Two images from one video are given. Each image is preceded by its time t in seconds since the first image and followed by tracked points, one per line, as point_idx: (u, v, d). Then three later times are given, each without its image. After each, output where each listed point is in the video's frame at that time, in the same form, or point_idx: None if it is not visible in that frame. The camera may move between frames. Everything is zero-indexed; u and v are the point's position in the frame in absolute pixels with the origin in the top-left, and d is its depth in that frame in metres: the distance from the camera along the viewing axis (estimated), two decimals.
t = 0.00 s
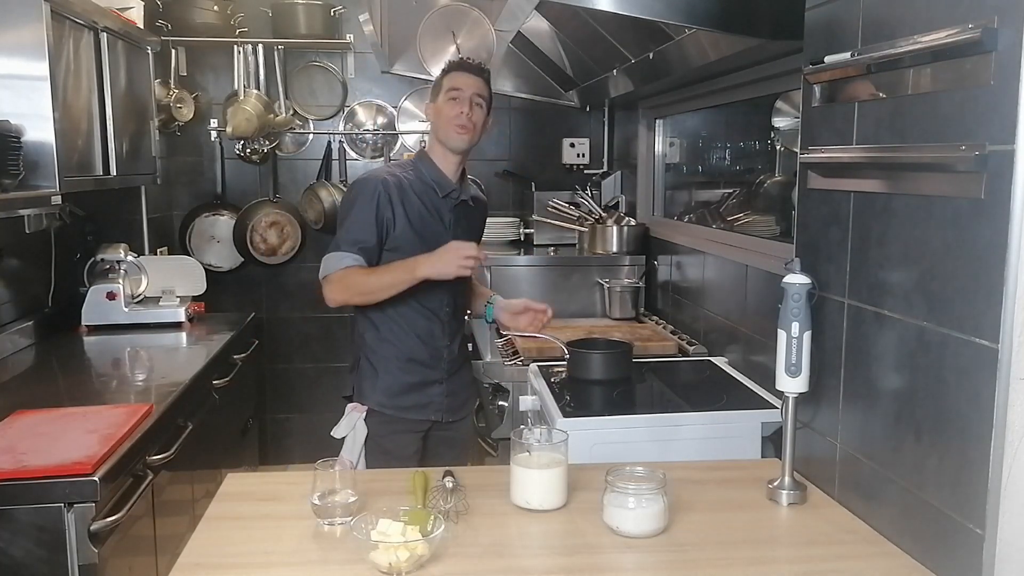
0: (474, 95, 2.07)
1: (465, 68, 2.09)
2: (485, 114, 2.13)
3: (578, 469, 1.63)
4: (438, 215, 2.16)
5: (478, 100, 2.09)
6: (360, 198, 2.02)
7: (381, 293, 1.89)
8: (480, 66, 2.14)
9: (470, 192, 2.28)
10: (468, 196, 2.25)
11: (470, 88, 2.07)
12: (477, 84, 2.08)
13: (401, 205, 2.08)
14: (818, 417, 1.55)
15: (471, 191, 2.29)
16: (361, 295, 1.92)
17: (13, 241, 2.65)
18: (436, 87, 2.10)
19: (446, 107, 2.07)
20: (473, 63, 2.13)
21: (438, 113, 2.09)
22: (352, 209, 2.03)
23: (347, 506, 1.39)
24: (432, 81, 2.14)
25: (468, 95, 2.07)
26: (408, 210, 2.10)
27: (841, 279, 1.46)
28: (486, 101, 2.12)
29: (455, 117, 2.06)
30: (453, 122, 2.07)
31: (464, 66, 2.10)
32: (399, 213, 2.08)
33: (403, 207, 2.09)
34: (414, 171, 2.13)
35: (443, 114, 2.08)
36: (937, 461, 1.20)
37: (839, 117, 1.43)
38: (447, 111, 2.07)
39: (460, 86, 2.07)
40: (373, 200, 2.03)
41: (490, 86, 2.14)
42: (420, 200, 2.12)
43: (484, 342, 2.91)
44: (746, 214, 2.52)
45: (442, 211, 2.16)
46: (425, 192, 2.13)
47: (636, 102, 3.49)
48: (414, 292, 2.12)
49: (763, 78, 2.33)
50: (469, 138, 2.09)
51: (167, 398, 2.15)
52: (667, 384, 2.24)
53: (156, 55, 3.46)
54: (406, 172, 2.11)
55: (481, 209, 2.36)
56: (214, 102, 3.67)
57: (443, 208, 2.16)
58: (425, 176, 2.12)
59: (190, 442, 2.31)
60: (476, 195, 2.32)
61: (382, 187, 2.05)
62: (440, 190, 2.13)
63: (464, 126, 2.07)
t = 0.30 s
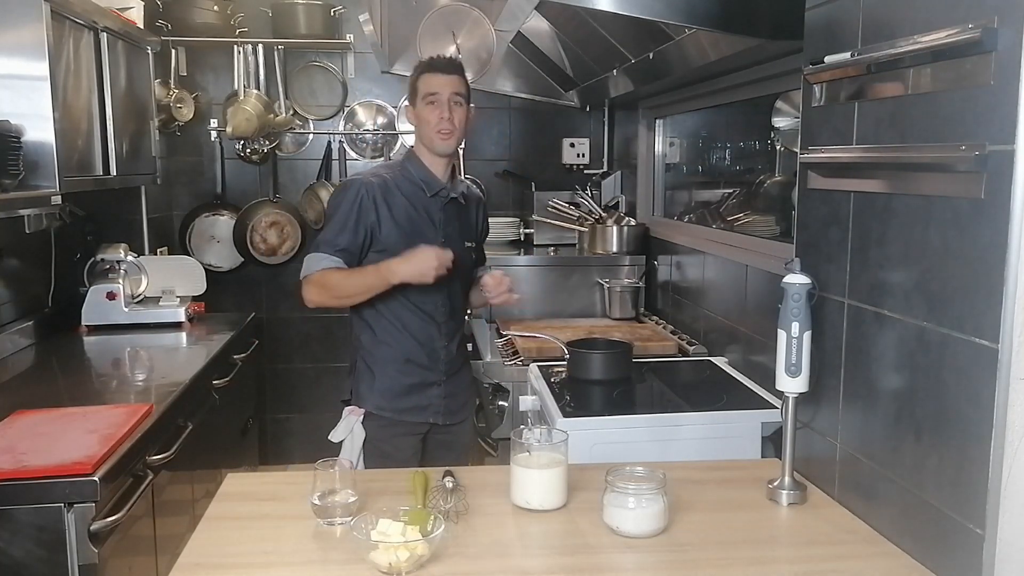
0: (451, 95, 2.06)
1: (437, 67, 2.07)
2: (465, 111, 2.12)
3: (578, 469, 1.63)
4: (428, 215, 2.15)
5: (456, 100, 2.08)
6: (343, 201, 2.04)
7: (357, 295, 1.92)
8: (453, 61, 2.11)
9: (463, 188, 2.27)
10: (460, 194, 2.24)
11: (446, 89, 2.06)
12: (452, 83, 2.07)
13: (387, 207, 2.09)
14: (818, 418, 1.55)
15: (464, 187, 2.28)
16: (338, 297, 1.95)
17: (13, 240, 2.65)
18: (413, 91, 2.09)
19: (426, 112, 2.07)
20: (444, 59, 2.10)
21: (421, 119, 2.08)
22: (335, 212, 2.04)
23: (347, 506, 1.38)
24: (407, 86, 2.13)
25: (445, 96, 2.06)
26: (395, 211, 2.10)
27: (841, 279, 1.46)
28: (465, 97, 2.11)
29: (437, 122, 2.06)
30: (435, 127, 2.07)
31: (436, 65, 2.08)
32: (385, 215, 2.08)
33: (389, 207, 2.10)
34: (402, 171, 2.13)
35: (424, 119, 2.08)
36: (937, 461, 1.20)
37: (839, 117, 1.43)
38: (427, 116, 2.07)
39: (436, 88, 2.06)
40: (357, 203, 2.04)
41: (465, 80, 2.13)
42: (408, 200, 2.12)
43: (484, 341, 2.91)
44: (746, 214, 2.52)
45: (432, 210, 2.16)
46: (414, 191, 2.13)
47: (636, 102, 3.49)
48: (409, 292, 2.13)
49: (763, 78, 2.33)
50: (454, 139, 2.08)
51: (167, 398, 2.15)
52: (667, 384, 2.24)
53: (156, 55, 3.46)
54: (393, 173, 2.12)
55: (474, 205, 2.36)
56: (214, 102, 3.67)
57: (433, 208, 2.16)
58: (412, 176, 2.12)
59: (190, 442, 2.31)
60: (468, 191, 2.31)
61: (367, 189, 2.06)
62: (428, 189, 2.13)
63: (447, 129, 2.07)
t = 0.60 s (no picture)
0: (424, 92, 2.02)
1: (406, 64, 2.03)
2: (442, 105, 2.07)
3: (578, 469, 1.63)
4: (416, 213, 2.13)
5: (430, 95, 2.03)
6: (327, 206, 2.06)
7: (356, 296, 1.91)
8: (423, 54, 2.06)
9: (454, 184, 2.24)
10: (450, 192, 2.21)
11: (418, 86, 2.01)
12: (424, 79, 2.02)
13: (371, 209, 2.09)
14: (818, 418, 1.55)
15: (455, 183, 2.25)
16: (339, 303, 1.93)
17: (13, 240, 2.65)
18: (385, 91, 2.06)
19: (401, 112, 2.03)
20: (413, 54, 2.05)
21: (396, 119, 2.05)
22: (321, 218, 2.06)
23: (347, 506, 1.38)
24: (380, 83, 2.08)
25: (418, 94, 2.02)
26: (379, 212, 2.10)
27: (841, 279, 1.46)
28: (439, 90, 2.06)
29: (412, 121, 2.03)
30: (412, 126, 2.03)
31: (405, 62, 2.03)
32: (369, 216, 2.09)
33: (373, 209, 2.10)
34: (384, 172, 2.13)
35: (399, 119, 2.04)
36: (937, 461, 1.20)
37: (839, 117, 1.43)
38: (402, 116, 2.03)
39: (407, 87, 2.01)
40: (340, 206, 2.05)
41: (438, 72, 2.07)
42: (392, 200, 2.11)
43: (484, 341, 2.91)
44: (746, 214, 2.52)
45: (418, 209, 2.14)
46: (397, 191, 2.12)
47: (636, 102, 3.48)
48: (398, 293, 2.11)
49: (763, 78, 2.33)
50: (432, 137, 2.05)
51: (167, 398, 2.15)
52: (667, 384, 2.24)
53: (156, 55, 3.46)
54: (375, 174, 2.12)
55: (474, 199, 2.31)
56: (214, 102, 3.67)
57: (419, 206, 2.14)
58: (396, 177, 2.12)
59: (190, 442, 2.31)
60: (462, 186, 2.28)
61: (348, 192, 2.07)
62: (410, 188, 2.12)
63: (423, 127, 2.04)
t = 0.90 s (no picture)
0: (403, 91, 2.02)
1: (384, 67, 2.03)
2: (424, 105, 2.06)
3: (578, 469, 1.63)
4: (402, 219, 2.11)
5: (410, 95, 2.03)
6: (311, 218, 2.07)
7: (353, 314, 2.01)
8: (400, 56, 2.06)
9: (445, 185, 2.20)
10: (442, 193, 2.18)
11: (398, 86, 2.02)
12: (403, 79, 2.02)
13: (356, 215, 2.09)
14: (818, 418, 1.55)
15: (447, 183, 2.21)
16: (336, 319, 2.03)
17: (13, 240, 2.65)
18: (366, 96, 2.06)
19: (383, 114, 2.03)
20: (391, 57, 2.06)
21: (378, 122, 2.05)
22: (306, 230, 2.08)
23: (347, 506, 1.39)
24: (360, 91, 2.09)
25: (398, 94, 2.02)
26: (365, 220, 2.09)
27: (841, 279, 1.46)
28: (420, 90, 2.06)
29: (394, 122, 2.02)
30: (394, 127, 2.03)
31: (382, 65, 2.03)
32: (354, 225, 2.08)
33: (359, 217, 2.09)
34: (371, 179, 2.11)
35: (381, 121, 2.04)
36: (937, 461, 1.20)
37: (839, 117, 1.43)
38: (384, 117, 2.03)
39: (387, 88, 2.02)
40: (325, 217, 2.06)
41: (418, 74, 2.07)
42: (377, 206, 2.10)
43: (484, 341, 2.91)
44: (746, 214, 2.52)
45: (405, 214, 2.11)
46: (383, 197, 2.10)
47: (636, 102, 3.48)
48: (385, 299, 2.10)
49: (763, 78, 2.33)
50: (416, 136, 2.04)
51: (167, 398, 2.15)
52: (667, 384, 2.24)
53: (156, 55, 3.46)
54: (360, 181, 2.11)
55: (468, 199, 2.26)
56: (214, 102, 3.68)
57: (406, 211, 2.11)
58: (382, 181, 2.10)
59: (189, 442, 2.31)
60: (455, 187, 2.23)
61: (333, 202, 2.07)
62: (396, 193, 2.09)
63: (406, 127, 2.02)
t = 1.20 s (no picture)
0: (393, 93, 2.01)
1: (374, 68, 2.02)
2: (415, 106, 2.05)
3: (578, 469, 1.63)
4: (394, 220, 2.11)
5: (400, 96, 2.02)
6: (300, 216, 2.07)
7: (321, 294, 1.87)
8: (391, 55, 2.05)
9: (438, 185, 2.20)
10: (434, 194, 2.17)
11: (388, 87, 2.01)
12: (394, 80, 2.01)
13: (346, 216, 2.09)
14: (818, 418, 1.55)
15: (439, 183, 2.21)
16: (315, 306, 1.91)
17: (13, 240, 2.65)
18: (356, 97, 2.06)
19: (373, 116, 2.02)
20: (382, 56, 2.04)
21: (368, 124, 2.04)
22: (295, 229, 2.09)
23: (347, 506, 1.39)
24: (351, 89, 2.08)
25: (388, 96, 2.01)
26: (355, 221, 2.10)
27: (841, 279, 1.46)
28: (411, 91, 2.04)
29: (384, 124, 2.01)
30: (383, 128, 2.02)
31: (372, 64, 2.02)
32: (343, 225, 2.09)
33: (349, 218, 2.10)
34: (362, 179, 2.11)
35: (371, 123, 2.03)
36: (937, 461, 1.20)
37: (838, 117, 1.43)
38: (373, 119, 2.02)
39: (377, 89, 2.01)
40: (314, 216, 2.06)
41: (409, 74, 2.06)
42: (367, 207, 2.10)
43: (484, 341, 2.91)
44: (746, 214, 2.52)
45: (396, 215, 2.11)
46: (374, 197, 2.10)
47: (636, 102, 3.48)
48: (380, 302, 2.09)
49: (763, 78, 2.33)
50: (406, 138, 2.03)
51: (167, 399, 2.15)
52: (667, 384, 2.24)
53: (156, 55, 3.46)
54: (350, 182, 2.11)
55: (462, 198, 2.25)
56: (214, 102, 3.68)
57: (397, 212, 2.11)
58: (372, 182, 2.10)
59: (189, 442, 2.31)
60: (447, 186, 2.23)
61: (322, 203, 2.08)
62: (387, 194, 2.09)
63: (395, 129, 2.01)
